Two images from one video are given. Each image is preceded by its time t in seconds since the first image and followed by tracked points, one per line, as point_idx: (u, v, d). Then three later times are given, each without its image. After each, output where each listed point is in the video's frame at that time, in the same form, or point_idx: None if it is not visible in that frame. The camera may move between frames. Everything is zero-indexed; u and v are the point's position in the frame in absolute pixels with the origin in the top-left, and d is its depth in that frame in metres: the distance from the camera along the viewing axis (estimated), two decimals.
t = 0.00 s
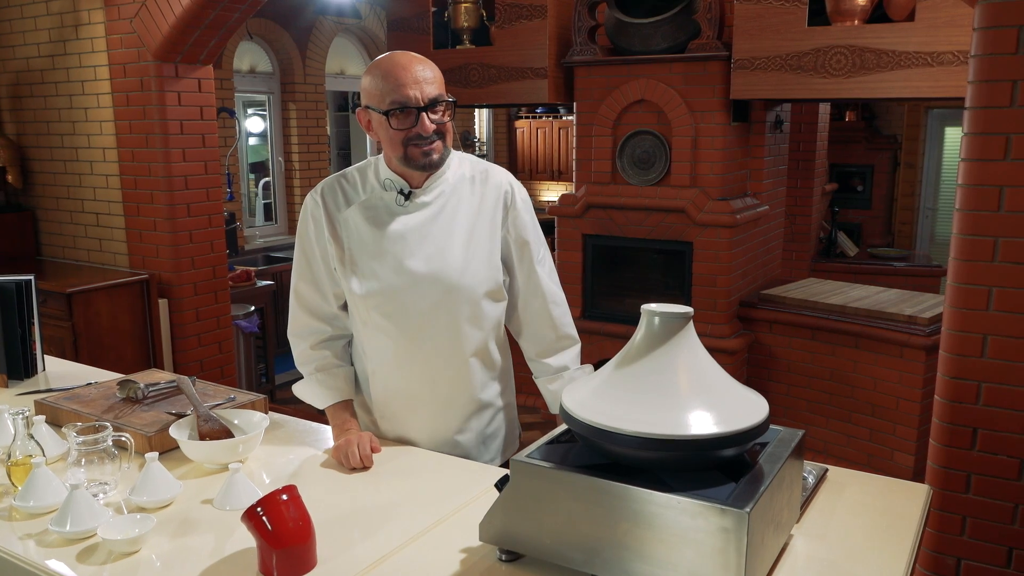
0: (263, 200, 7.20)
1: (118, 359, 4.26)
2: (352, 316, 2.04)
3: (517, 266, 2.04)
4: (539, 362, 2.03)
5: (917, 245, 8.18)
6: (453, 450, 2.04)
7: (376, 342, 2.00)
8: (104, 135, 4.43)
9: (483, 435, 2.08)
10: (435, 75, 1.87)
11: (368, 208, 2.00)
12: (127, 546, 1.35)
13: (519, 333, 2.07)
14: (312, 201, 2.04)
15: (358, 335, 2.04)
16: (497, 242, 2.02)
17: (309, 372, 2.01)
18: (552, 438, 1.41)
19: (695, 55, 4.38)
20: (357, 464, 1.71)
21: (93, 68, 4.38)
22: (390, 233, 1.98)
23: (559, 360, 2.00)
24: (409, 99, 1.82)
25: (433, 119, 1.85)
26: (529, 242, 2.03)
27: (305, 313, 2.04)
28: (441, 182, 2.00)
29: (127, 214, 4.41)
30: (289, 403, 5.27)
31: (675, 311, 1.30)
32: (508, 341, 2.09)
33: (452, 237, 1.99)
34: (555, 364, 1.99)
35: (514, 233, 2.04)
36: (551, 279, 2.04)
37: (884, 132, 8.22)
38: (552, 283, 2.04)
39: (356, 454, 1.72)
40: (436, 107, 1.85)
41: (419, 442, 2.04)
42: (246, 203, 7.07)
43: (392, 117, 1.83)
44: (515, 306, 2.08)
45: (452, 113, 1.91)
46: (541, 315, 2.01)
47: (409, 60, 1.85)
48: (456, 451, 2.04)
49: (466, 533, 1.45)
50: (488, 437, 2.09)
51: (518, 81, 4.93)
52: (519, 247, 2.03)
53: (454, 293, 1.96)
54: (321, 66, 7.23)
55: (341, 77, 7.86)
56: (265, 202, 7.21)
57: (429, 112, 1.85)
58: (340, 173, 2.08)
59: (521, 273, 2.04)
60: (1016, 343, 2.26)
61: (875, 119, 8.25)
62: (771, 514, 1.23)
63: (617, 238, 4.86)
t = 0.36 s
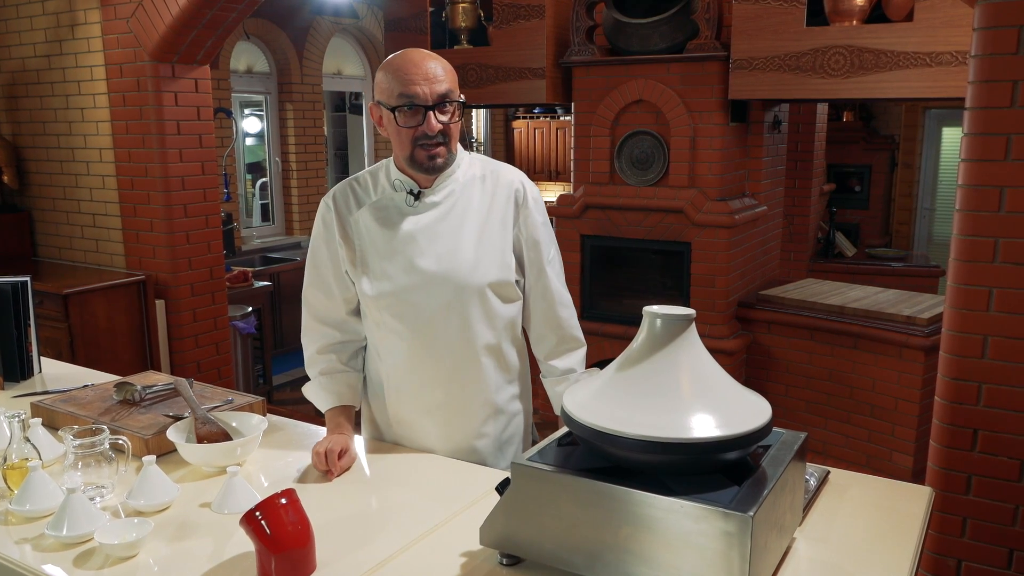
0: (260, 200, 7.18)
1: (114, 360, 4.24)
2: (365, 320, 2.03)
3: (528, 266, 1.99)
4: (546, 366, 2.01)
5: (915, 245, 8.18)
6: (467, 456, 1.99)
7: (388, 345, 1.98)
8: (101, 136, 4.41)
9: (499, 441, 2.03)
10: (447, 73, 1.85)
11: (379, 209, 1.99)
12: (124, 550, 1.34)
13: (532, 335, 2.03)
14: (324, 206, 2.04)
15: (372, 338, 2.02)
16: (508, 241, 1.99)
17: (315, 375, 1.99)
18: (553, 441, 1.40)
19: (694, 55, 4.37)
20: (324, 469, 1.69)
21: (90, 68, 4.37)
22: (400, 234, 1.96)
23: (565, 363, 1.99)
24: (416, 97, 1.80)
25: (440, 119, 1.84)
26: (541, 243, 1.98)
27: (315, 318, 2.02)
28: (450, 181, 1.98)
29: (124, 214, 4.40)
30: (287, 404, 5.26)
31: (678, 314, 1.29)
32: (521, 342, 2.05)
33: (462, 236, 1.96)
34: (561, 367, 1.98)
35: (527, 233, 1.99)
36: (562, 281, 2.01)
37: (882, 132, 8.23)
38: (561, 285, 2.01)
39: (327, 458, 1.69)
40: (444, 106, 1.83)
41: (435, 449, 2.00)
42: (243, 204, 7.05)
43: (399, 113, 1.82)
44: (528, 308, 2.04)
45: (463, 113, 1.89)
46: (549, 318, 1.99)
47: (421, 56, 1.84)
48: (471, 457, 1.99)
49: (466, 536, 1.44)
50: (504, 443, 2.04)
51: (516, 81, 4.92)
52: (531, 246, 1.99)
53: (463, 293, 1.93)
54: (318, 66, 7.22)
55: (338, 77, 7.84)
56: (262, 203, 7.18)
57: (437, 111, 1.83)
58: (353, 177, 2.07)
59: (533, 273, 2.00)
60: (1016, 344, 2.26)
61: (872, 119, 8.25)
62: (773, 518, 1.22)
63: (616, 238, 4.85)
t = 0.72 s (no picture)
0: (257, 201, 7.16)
1: (111, 361, 4.23)
2: (378, 323, 2.00)
3: (544, 268, 2.00)
4: (556, 365, 2.00)
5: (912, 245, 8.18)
6: (484, 459, 1.97)
7: (403, 348, 1.96)
8: (96, 136, 4.39)
9: (514, 443, 2.02)
10: (456, 77, 1.82)
11: (394, 211, 1.97)
12: (121, 555, 1.33)
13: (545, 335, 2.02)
14: (334, 206, 1.99)
15: (385, 342, 2.00)
16: (525, 243, 1.99)
17: (305, 379, 1.91)
18: (553, 444, 1.39)
19: (691, 55, 4.37)
20: (308, 482, 1.64)
21: (86, 68, 4.35)
22: (418, 236, 1.95)
23: (577, 362, 1.98)
24: (421, 102, 1.78)
25: (446, 124, 1.82)
26: (556, 245, 1.99)
27: (313, 321, 1.94)
28: (466, 183, 1.98)
29: (120, 215, 4.38)
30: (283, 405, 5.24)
31: (678, 315, 1.28)
32: (536, 345, 2.05)
33: (480, 237, 1.96)
34: (572, 365, 1.97)
35: (542, 236, 2.00)
36: (576, 283, 2.03)
37: (879, 132, 8.23)
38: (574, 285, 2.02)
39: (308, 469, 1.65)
40: (451, 111, 1.81)
41: (449, 454, 1.97)
42: (239, 205, 7.03)
43: (406, 118, 1.81)
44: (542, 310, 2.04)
45: (473, 116, 1.86)
46: (562, 317, 1.98)
47: (431, 60, 1.80)
48: (486, 461, 1.97)
49: (465, 539, 1.43)
50: (519, 445, 2.03)
51: (514, 82, 4.91)
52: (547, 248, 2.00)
53: (482, 294, 1.93)
54: (315, 66, 7.20)
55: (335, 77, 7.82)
56: (258, 203, 7.16)
57: (443, 116, 1.80)
58: (363, 178, 2.04)
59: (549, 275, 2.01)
60: (1016, 345, 2.25)
61: (869, 120, 8.25)
62: (776, 521, 1.21)
63: (613, 239, 4.84)
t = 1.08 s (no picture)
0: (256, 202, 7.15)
1: (110, 362, 4.21)
2: (381, 325, 1.99)
3: (549, 270, 2.00)
4: (562, 368, 2.00)
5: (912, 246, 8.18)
6: (490, 463, 1.95)
7: (407, 350, 1.95)
8: (96, 136, 4.38)
9: (519, 445, 2.00)
10: (466, 75, 1.82)
11: (398, 211, 1.96)
12: (120, 559, 1.32)
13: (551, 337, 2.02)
14: (337, 207, 1.98)
15: (388, 344, 1.99)
16: (530, 244, 1.99)
17: (303, 382, 1.89)
18: (556, 447, 1.38)
19: (692, 55, 4.36)
20: (308, 485, 1.63)
21: (85, 68, 4.34)
22: (423, 237, 1.94)
23: (582, 365, 1.97)
24: (431, 98, 1.78)
25: (454, 121, 1.81)
26: (561, 247, 1.99)
27: (314, 322, 1.92)
28: (471, 184, 1.97)
29: (119, 216, 4.37)
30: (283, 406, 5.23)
31: (682, 318, 1.27)
32: (540, 348, 2.04)
33: (485, 239, 1.95)
34: (577, 368, 1.97)
35: (548, 237, 2.00)
36: (582, 285, 2.02)
37: (879, 132, 8.22)
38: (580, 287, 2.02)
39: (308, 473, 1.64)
40: (460, 108, 1.80)
41: (453, 458, 1.96)
42: (239, 205, 7.02)
43: (414, 113, 1.80)
44: (547, 313, 2.04)
45: (482, 116, 1.86)
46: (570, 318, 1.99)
47: (441, 57, 1.81)
48: (491, 464, 1.96)
49: (467, 543, 1.42)
50: (525, 448, 2.02)
51: (514, 82, 4.90)
52: (552, 250, 2.00)
53: (487, 295, 1.92)
54: (315, 66, 7.19)
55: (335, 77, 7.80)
56: (258, 203, 7.14)
57: (452, 113, 1.80)
58: (366, 179, 2.03)
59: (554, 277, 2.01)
60: (1019, 346, 2.25)
61: (869, 120, 8.24)
62: (781, 525, 1.20)
63: (614, 239, 4.84)
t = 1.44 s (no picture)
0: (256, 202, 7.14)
1: (110, 363, 4.20)
2: (380, 323, 1.98)
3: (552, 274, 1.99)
4: (566, 370, 1.99)
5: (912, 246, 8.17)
6: (485, 466, 1.94)
7: (406, 349, 1.94)
8: (95, 136, 4.37)
9: (515, 450, 1.99)
10: (491, 74, 1.82)
11: (402, 209, 1.95)
12: (120, 563, 1.31)
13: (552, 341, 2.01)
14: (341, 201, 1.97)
15: (387, 343, 1.98)
16: (533, 247, 1.98)
17: (306, 381, 1.88)
18: (561, 450, 1.37)
19: (693, 55, 4.35)
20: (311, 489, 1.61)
21: (84, 68, 4.32)
22: (426, 236, 1.94)
23: (586, 367, 1.96)
24: (460, 93, 1.77)
25: (480, 120, 1.81)
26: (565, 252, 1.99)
27: (316, 318, 1.91)
28: (476, 184, 1.96)
29: (119, 216, 4.36)
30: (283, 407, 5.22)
31: (687, 319, 1.26)
32: (541, 352, 2.03)
33: (488, 240, 1.94)
34: (583, 370, 1.96)
35: (552, 241, 2.00)
36: (585, 290, 2.02)
37: (879, 133, 8.21)
38: (583, 291, 2.01)
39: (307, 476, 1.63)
40: (486, 108, 1.81)
41: (449, 459, 1.94)
42: (238, 205, 7.00)
43: (440, 107, 1.79)
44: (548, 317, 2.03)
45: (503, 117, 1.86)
46: (572, 322, 1.98)
47: (466, 53, 1.81)
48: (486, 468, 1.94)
49: (471, 547, 1.41)
50: (520, 453, 2.00)
51: (515, 82, 4.89)
52: (555, 254, 1.99)
53: (489, 296, 1.91)
54: (314, 66, 7.18)
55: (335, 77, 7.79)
56: (257, 204, 7.12)
57: (478, 111, 1.80)
58: (372, 174, 2.01)
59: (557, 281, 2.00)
60: (1022, 347, 2.24)
61: (869, 120, 8.22)
62: (788, 529, 1.19)
63: (614, 239, 4.83)
